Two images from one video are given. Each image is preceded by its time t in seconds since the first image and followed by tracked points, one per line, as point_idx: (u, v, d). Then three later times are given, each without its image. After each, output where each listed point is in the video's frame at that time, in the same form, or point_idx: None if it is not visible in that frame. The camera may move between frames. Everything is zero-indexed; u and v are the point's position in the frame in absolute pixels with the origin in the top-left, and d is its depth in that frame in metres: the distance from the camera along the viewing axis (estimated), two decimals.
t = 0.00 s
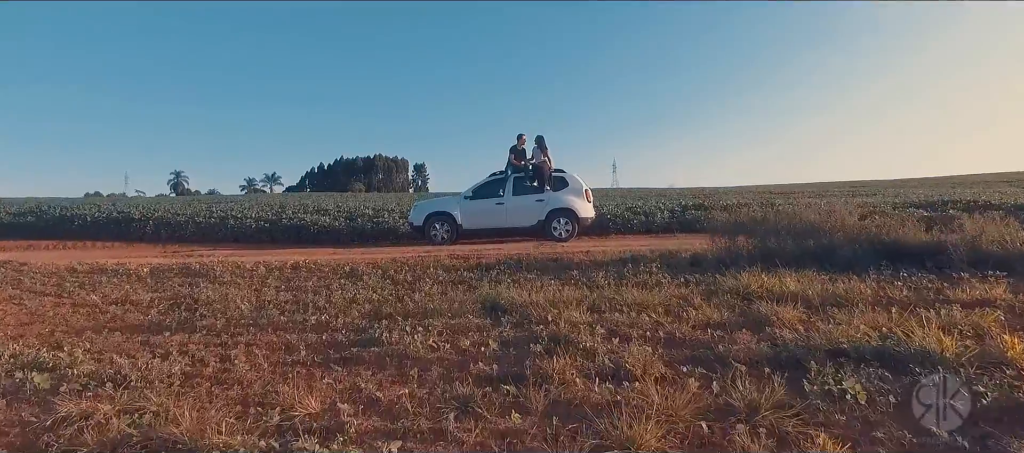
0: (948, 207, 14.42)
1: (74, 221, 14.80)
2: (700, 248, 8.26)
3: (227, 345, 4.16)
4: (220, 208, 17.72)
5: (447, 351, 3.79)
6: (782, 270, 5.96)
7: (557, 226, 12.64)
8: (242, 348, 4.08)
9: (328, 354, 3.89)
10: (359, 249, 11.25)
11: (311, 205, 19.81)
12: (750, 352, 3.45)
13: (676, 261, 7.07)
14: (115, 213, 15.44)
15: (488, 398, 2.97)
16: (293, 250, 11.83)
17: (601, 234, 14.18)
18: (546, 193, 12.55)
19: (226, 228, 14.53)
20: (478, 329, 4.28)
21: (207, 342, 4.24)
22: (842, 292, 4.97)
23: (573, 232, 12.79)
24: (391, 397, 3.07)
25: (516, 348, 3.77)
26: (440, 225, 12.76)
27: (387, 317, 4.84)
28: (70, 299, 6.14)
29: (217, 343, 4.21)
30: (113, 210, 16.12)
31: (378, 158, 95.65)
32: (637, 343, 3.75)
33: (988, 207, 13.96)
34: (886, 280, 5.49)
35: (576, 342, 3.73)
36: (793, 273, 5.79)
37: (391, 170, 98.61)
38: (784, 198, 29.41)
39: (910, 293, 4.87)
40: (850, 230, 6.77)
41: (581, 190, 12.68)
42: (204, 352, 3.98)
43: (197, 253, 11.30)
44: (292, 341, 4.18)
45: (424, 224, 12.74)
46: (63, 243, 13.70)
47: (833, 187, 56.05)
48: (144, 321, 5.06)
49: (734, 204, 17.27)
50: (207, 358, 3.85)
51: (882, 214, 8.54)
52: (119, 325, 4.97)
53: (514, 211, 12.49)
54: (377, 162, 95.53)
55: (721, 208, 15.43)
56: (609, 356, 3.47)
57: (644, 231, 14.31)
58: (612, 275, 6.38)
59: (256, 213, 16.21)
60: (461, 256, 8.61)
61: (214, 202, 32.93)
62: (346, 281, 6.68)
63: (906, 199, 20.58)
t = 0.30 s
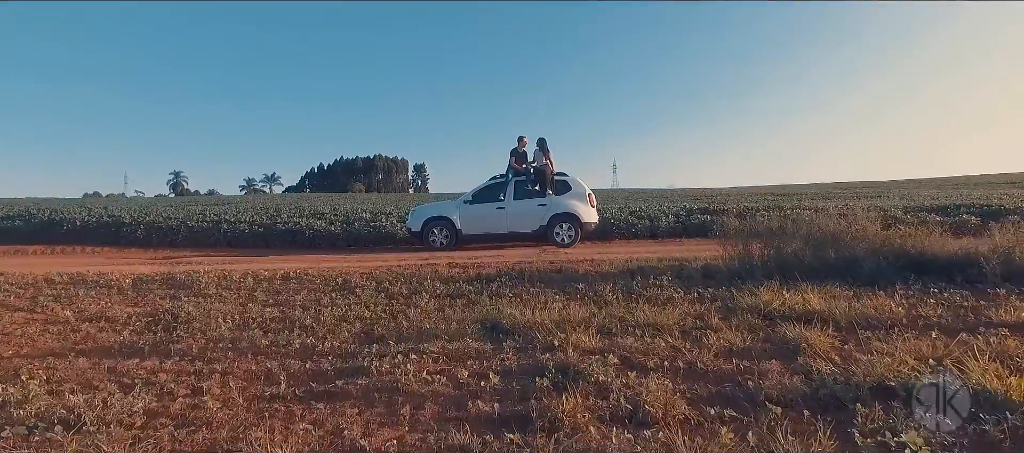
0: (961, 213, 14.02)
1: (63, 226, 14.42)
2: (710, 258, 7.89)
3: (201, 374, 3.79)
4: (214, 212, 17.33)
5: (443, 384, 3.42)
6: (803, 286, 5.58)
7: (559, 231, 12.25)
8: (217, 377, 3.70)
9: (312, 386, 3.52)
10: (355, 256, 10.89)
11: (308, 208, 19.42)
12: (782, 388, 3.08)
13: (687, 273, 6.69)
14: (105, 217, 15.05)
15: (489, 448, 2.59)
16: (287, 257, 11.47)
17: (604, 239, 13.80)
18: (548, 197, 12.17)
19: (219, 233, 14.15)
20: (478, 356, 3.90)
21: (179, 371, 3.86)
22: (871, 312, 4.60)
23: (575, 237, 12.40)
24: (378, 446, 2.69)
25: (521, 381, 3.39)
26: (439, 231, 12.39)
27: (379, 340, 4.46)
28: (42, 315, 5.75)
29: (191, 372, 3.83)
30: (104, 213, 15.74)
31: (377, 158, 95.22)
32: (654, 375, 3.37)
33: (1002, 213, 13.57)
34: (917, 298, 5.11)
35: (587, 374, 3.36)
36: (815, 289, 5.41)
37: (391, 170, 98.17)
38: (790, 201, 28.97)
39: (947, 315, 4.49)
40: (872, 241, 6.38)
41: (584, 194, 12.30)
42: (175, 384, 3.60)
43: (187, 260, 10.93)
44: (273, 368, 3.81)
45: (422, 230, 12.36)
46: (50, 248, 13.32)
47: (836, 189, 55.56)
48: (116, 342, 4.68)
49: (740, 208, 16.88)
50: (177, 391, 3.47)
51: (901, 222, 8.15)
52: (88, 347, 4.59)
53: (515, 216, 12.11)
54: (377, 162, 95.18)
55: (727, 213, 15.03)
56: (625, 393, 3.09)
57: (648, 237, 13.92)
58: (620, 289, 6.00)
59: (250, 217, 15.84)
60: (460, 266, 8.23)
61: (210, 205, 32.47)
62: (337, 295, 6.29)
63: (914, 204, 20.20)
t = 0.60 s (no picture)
0: (974, 217, 13.65)
1: (50, 231, 14.04)
2: (720, 269, 7.50)
3: (168, 411, 3.41)
4: (207, 216, 16.95)
5: (437, 428, 3.04)
6: (825, 304, 5.20)
7: (561, 237, 11.86)
8: (185, 417, 3.33)
9: (290, 429, 3.14)
10: (350, 264, 10.53)
11: (303, 212, 19.03)
12: (822, 436, 2.71)
13: (697, 287, 6.31)
14: (94, 222, 14.67)
15: None
16: (280, 264, 11.11)
17: (607, 245, 13.42)
18: (549, 202, 11.79)
19: (211, 238, 13.77)
20: (476, 392, 3.53)
21: (143, 407, 3.48)
22: (904, 336, 4.22)
23: (578, 243, 12.01)
24: None
25: (524, 425, 3.02)
26: (437, 236, 12.00)
27: (368, 369, 4.09)
28: (8, 334, 5.37)
29: (157, 409, 3.45)
30: (94, 218, 15.35)
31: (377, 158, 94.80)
32: (675, 419, 3.00)
33: (1017, 218, 13.20)
34: (951, 318, 4.73)
35: (599, 417, 2.98)
36: (839, 308, 5.03)
37: (390, 171, 97.74)
38: (795, 203, 28.56)
39: (989, 340, 4.11)
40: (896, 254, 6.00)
41: (586, 199, 11.92)
42: (136, 425, 3.23)
43: (175, 269, 10.56)
44: (248, 405, 3.45)
45: (420, 236, 11.98)
46: (36, 254, 12.93)
47: (838, 189, 55.23)
48: (81, 369, 4.30)
49: (746, 212, 16.49)
50: (137, 436, 3.10)
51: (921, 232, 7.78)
52: (49, 375, 4.21)
53: (515, 221, 11.73)
54: (377, 163, 94.85)
55: (733, 217, 14.65)
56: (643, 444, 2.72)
57: (652, 242, 13.54)
58: (627, 306, 5.63)
59: (244, 221, 15.45)
60: (458, 278, 7.85)
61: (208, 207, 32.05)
62: (326, 311, 5.92)
63: (922, 206, 19.84)
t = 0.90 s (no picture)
0: (988, 222, 13.27)
1: (37, 237, 13.66)
2: (732, 283, 7.11)
3: None
4: (200, 220, 16.57)
5: None
6: (849, 326, 4.83)
7: (563, 244, 11.46)
8: None
9: None
10: (345, 272, 10.18)
11: (299, 216, 18.64)
12: None
13: (710, 304, 5.92)
14: (83, 227, 14.30)
15: None
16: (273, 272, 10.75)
17: (611, 251, 13.04)
18: (551, 208, 11.42)
19: (202, 244, 13.39)
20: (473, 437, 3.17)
21: None
22: (947, 366, 3.83)
23: (580, 251, 11.62)
24: None
25: None
26: (434, 243, 11.62)
27: (355, 406, 3.72)
28: None
29: None
30: (83, 223, 14.97)
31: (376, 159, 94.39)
32: None
33: None
34: (989, 344, 4.36)
35: None
36: (866, 331, 4.66)
37: (390, 171, 97.40)
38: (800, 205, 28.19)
39: None
40: (923, 270, 5.62)
41: (589, 205, 11.54)
42: None
43: (162, 278, 10.19)
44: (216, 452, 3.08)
45: (417, 243, 11.60)
46: (21, 261, 12.56)
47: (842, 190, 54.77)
48: (39, 402, 3.93)
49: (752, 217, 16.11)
50: None
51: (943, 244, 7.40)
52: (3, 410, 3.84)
53: (515, 227, 11.36)
54: (376, 163, 94.49)
55: (739, 223, 14.27)
56: None
57: (657, 248, 13.16)
58: (636, 327, 5.26)
59: (237, 226, 15.07)
60: (455, 293, 7.48)
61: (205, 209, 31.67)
62: (314, 331, 5.55)
63: (930, 210, 19.46)
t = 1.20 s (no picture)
0: (1004, 227, 12.86)
1: (23, 243, 13.28)
2: (745, 298, 6.74)
3: None
4: (193, 225, 16.18)
5: None
6: (879, 351, 4.46)
7: (566, 252, 11.06)
8: None
9: None
10: (339, 282, 9.81)
11: (294, 220, 18.26)
12: None
13: (723, 324, 5.55)
14: (71, 233, 13.92)
15: None
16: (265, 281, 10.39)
17: (614, 258, 12.66)
18: (553, 214, 11.04)
19: (193, 250, 13.00)
20: None
21: None
22: (996, 403, 3.46)
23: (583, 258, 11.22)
24: None
25: None
26: (432, 251, 11.22)
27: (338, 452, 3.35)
28: None
29: None
30: (71, 229, 14.59)
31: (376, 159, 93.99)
32: None
33: None
34: None
35: None
36: (899, 359, 4.28)
37: (390, 172, 96.99)
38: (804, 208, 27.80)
39: None
40: (956, 287, 5.24)
41: (592, 211, 11.15)
42: None
43: (148, 288, 9.80)
44: None
45: (414, 250, 11.22)
46: (6, 269, 12.18)
47: (844, 192, 54.43)
48: None
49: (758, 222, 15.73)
50: None
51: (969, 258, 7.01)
52: None
53: (516, 234, 11.01)
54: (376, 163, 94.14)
55: (747, 229, 13.87)
56: None
57: (662, 255, 12.77)
58: (647, 351, 4.89)
59: (229, 231, 14.69)
60: (452, 308, 7.11)
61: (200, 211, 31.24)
62: (300, 354, 5.17)
63: (941, 214, 19.04)
